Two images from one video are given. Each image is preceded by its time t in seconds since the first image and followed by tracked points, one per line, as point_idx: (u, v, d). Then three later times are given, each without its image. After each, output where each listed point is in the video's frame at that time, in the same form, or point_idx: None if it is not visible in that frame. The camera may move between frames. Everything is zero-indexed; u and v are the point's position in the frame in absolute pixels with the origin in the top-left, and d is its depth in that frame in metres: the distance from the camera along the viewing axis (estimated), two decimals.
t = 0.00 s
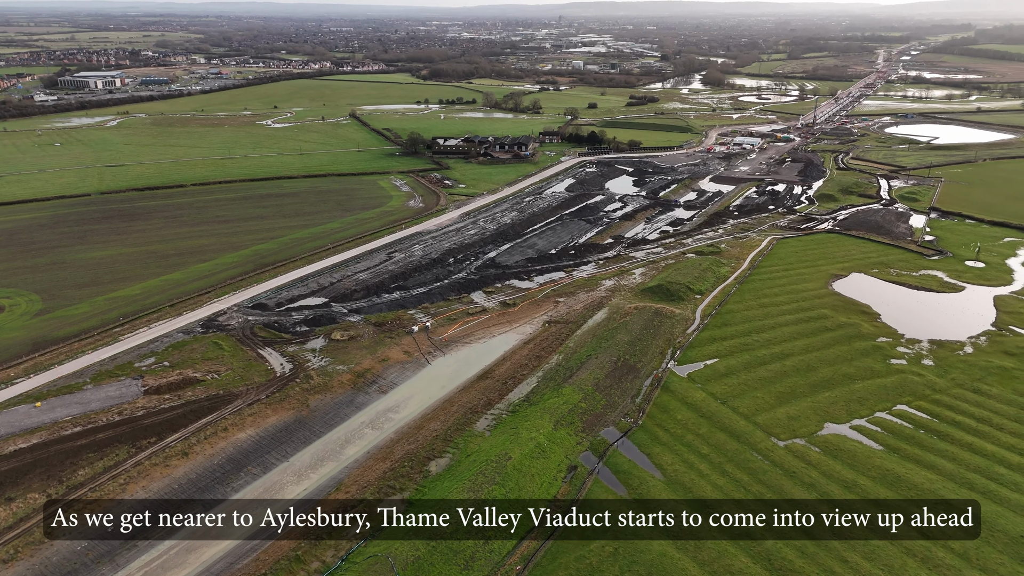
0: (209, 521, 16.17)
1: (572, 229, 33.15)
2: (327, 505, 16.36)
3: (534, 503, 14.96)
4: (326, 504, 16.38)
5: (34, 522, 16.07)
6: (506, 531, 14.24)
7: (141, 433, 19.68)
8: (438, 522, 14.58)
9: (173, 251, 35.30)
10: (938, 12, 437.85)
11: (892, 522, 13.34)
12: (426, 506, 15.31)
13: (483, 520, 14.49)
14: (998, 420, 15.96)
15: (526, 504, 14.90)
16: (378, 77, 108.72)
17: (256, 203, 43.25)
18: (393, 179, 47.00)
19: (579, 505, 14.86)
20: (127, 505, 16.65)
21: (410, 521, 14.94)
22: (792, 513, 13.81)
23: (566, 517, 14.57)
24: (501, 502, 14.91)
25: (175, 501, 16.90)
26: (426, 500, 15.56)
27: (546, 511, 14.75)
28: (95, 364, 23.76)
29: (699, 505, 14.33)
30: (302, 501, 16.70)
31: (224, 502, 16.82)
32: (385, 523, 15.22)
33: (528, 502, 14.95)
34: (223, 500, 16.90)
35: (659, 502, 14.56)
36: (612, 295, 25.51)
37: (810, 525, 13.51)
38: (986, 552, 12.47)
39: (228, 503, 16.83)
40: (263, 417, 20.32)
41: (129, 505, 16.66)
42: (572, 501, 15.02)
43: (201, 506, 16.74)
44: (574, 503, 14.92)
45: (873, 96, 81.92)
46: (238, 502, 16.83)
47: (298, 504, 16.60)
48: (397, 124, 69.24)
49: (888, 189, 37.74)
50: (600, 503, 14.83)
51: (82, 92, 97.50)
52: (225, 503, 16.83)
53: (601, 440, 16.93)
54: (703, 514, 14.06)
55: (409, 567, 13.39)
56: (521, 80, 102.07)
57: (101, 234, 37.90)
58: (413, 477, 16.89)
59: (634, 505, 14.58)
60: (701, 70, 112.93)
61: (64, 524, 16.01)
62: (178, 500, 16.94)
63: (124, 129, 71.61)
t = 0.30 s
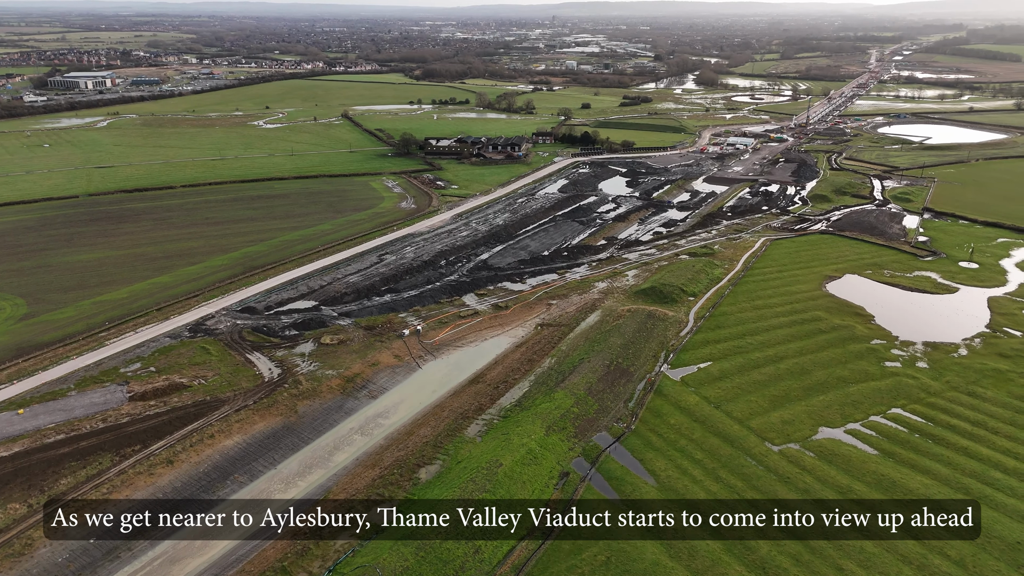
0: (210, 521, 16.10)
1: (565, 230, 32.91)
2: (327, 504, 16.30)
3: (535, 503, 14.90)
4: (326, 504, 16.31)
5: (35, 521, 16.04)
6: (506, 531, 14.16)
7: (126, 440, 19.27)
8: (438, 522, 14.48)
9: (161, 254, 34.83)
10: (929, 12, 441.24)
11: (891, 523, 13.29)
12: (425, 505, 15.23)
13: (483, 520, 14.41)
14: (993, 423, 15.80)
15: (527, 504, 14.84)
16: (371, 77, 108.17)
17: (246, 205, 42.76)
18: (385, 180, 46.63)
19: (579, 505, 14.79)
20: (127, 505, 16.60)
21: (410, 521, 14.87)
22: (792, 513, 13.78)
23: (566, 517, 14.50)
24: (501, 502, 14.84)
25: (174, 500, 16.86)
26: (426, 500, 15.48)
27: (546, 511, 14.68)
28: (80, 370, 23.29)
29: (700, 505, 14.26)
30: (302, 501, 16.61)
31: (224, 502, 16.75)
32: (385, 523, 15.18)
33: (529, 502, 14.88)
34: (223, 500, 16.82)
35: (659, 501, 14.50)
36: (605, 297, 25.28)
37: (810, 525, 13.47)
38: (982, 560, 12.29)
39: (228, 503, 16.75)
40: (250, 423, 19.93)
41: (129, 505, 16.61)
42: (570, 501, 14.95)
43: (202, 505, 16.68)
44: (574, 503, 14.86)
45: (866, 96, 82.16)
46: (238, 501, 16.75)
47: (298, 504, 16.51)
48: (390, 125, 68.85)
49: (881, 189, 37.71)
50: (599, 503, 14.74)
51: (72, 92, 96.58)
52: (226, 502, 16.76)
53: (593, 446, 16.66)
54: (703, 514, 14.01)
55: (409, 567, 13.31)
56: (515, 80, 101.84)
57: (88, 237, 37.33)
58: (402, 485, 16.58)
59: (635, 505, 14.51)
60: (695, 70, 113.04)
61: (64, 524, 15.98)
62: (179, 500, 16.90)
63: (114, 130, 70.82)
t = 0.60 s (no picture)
0: (209, 521, 16.03)
1: (558, 232, 32.66)
2: (327, 504, 16.22)
3: (535, 503, 14.84)
4: (325, 504, 16.22)
5: (34, 521, 15.98)
6: (506, 532, 14.11)
7: (109, 448, 18.83)
8: (438, 522, 14.43)
9: (149, 256, 34.32)
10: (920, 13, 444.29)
11: (891, 522, 13.24)
12: (424, 505, 15.19)
13: (483, 520, 14.37)
14: (988, 427, 15.65)
15: (527, 504, 14.80)
16: (363, 78, 107.60)
17: (236, 207, 42.25)
18: (377, 181, 46.25)
19: (579, 505, 14.72)
20: (127, 505, 16.55)
21: (410, 521, 14.82)
22: (791, 513, 13.72)
23: (566, 517, 14.44)
24: (501, 502, 14.80)
25: (174, 500, 16.80)
26: (425, 499, 15.43)
27: (546, 511, 14.62)
28: (64, 376, 22.84)
29: (700, 504, 14.24)
30: (302, 501, 16.55)
31: (223, 502, 16.69)
32: (385, 523, 15.12)
33: (529, 502, 14.85)
34: (222, 500, 16.77)
35: (658, 501, 14.47)
36: (598, 300, 25.05)
37: (810, 525, 13.41)
38: (979, 567, 12.09)
39: (227, 503, 16.70)
40: (237, 430, 19.54)
41: (129, 505, 16.57)
42: (567, 501, 14.87)
43: (202, 505, 16.64)
44: (574, 503, 14.79)
45: (858, 96, 82.41)
46: (238, 502, 16.70)
47: (297, 504, 16.46)
48: (382, 125, 68.45)
49: (874, 190, 37.65)
50: (599, 503, 14.68)
51: (62, 93, 95.52)
52: (225, 502, 16.71)
53: (585, 451, 16.40)
54: (703, 514, 13.97)
55: (409, 566, 13.27)
56: (509, 80, 101.54)
57: (75, 239, 36.77)
58: (391, 492, 16.26)
59: (634, 504, 14.46)
60: (688, 70, 113.14)
61: (64, 524, 15.93)
62: (179, 499, 16.85)
63: (103, 130, 70.05)
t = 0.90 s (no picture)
0: (210, 521, 15.97)
1: (551, 233, 32.42)
2: (327, 504, 16.11)
3: (535, 503, 14.78)
4: (325, 503, 16.12)
5: (35, 522, 15.92)
6: (506, 532, 14.06)
7: (92, 456, 18.41)
8: (437, 522, 14.34)
9: (137, 259, 33.81)
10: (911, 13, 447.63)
11: (892, 523, 13.20)
12: (424, 505, 15.08)
13: (483, 520, 14.30)
14: (983, 431, 15.50)
15: (527, 504, 14.74)
16: (356, 78, 107.00)
17: (226, 209, 41.76)
18: (369, 183, 45.88)
19: (579, 505, 14.62)
20: (127, 505, 16.47)
21: (410, 521, 14.73)
22: (792, 513, 13.67)
23: (566, 517, 14.35)
24: (501, 501, 14.72)
25: (174, 500, 16.73)
26: (425, 499, 15.35)
27: (546, 511, 14.56)
28: (48, 382, 22.36)
29: (700, 505, 14.17)
30: (302, 501, 16.47)
31: (222, 503, 16.61)
32: (385, 524, 15.03)
33: (528, 502, 14.78)
34: (222, 500, 16.69)
35: (659, 501, 14.40)
36: (590, 302, 24.82)
37: (810, 525, 13.37)
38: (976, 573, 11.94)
39: (227, 503, 16.64)
40: (223, 437, 19.15)
41: (129, 505, 16.48)
42: (563, 501, 14.79)
43: (203, 505, 16.57)
44: (576, 503, 14.69)
45: (851, 96, 82.68)
46: (238, 502, 16.63)
47: (298, 504, 16.38)
48: (375, 126, 68.03)
49: (867, 190, 37.64)
50: (599, 502, 14.59)
51: (52, 94, 94.42)
52: (224, 503, 16.63)
53: (578, 458, 16.14)
54: (704, 514, 13.90)
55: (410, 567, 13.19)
56: (502, 80, 101.29)
57: (61, 242, 36.20)
58: (379, 501, 15.91)
59: (634, 504, 14.38)
60: (682, 70, 113.23)
61: (64, 524, 15.88)
62: (177, 500, 16.76)
63: (93, 131, 69.25)
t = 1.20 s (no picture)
0: (209, 521, 15.91)
1: (543, 235, 32.19)
2: (327, 504, 16.06)
3: (534, 503, 14.74)
4: (326, 503, 16.07)
5: (35, 522, 15.89)
6: (506, 532, 14.00)
7: (75, 465, 17.98)
8: (438, 522, 14.28)
9: (124, 262, 33.30)
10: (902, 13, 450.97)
11: (891, 522, 13.16)
12: (425, 505, 15.02)
13: (483, 520, 14.25)
14: (979, 434, 15.36)
15: (528, 504, 14.70)
16: (349, 78, 106.42)
17: (216, 211, 41.29)
18: (361, 184, 45.49)
19: (579, 505, 14.55)
20: (127, 505, 16.45)
21: (410, 520, 14.63)
22: (791, 513, 13.63)
23: (566, 517, 14.27)
24: (500, 501, 14.67)
25: (174, 500, 16.68)
26: (425, 499, 15.29)
27: (546, 511, 14.48)
28: (31, 389, 21.88)
29: (700, 505, 14.12)
30: (302, 500, 16.39)
31: (222, 502, 16.57)
32: (385, 523, 14.91)
33: (528, 502, 14.73)
34: (221, 499, 16.64)
35: (659, 501, 14.34)
36: (584, 305, 24.58)
37: (810, 525, 13.33)
38: None
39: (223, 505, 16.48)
40: (209, 444, 18.77)
41: (129, 505, 16.47)
42: (561, 501, 14.69)
43: (202, 504, 16.52)
44: (574, 503, 14.62)
45: (844, 96, 82.96)
46: (238, 501, 16.57)
47: (297, 503, 16.29)
48: (367, 126, 67.63)
49: (860, 191, 37.60)
50: (600, 502, 14.52)
51: (41, 94, 93.40)
52: (224, 503, 16.57)
53: (570, 464, 15.88)
54: (703, 514, 13.85)
55: (411, 566, 13.14)
56: (496, 80, 101.02)
57: (48, 245, 35.61)
58: (367, 511, 15.57)
59: (634, 505, 14.30)
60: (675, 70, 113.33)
61: (64, 524, 15.83)
62: (176, 499, 16.71)
63: (82, 132, 68.43)
